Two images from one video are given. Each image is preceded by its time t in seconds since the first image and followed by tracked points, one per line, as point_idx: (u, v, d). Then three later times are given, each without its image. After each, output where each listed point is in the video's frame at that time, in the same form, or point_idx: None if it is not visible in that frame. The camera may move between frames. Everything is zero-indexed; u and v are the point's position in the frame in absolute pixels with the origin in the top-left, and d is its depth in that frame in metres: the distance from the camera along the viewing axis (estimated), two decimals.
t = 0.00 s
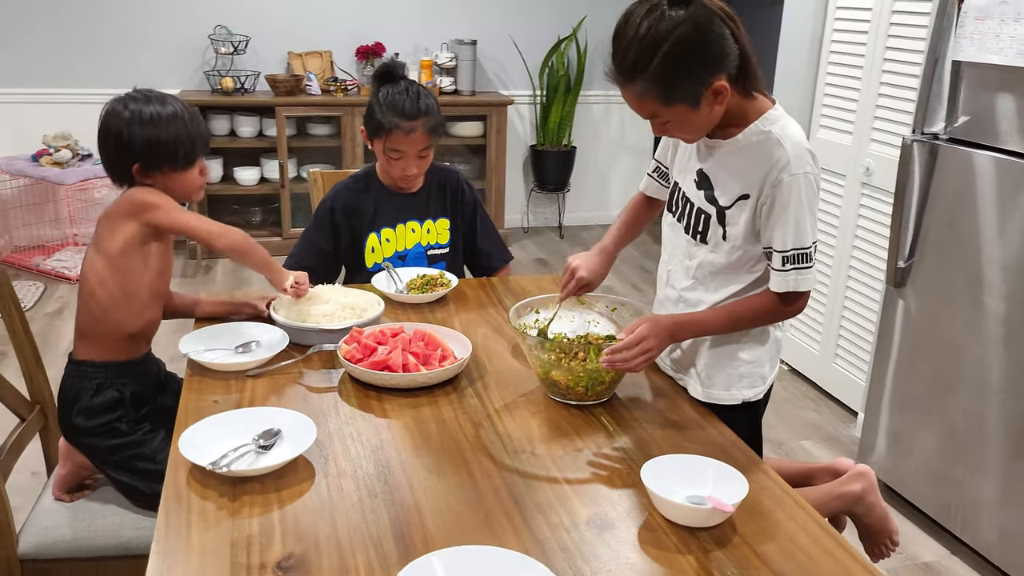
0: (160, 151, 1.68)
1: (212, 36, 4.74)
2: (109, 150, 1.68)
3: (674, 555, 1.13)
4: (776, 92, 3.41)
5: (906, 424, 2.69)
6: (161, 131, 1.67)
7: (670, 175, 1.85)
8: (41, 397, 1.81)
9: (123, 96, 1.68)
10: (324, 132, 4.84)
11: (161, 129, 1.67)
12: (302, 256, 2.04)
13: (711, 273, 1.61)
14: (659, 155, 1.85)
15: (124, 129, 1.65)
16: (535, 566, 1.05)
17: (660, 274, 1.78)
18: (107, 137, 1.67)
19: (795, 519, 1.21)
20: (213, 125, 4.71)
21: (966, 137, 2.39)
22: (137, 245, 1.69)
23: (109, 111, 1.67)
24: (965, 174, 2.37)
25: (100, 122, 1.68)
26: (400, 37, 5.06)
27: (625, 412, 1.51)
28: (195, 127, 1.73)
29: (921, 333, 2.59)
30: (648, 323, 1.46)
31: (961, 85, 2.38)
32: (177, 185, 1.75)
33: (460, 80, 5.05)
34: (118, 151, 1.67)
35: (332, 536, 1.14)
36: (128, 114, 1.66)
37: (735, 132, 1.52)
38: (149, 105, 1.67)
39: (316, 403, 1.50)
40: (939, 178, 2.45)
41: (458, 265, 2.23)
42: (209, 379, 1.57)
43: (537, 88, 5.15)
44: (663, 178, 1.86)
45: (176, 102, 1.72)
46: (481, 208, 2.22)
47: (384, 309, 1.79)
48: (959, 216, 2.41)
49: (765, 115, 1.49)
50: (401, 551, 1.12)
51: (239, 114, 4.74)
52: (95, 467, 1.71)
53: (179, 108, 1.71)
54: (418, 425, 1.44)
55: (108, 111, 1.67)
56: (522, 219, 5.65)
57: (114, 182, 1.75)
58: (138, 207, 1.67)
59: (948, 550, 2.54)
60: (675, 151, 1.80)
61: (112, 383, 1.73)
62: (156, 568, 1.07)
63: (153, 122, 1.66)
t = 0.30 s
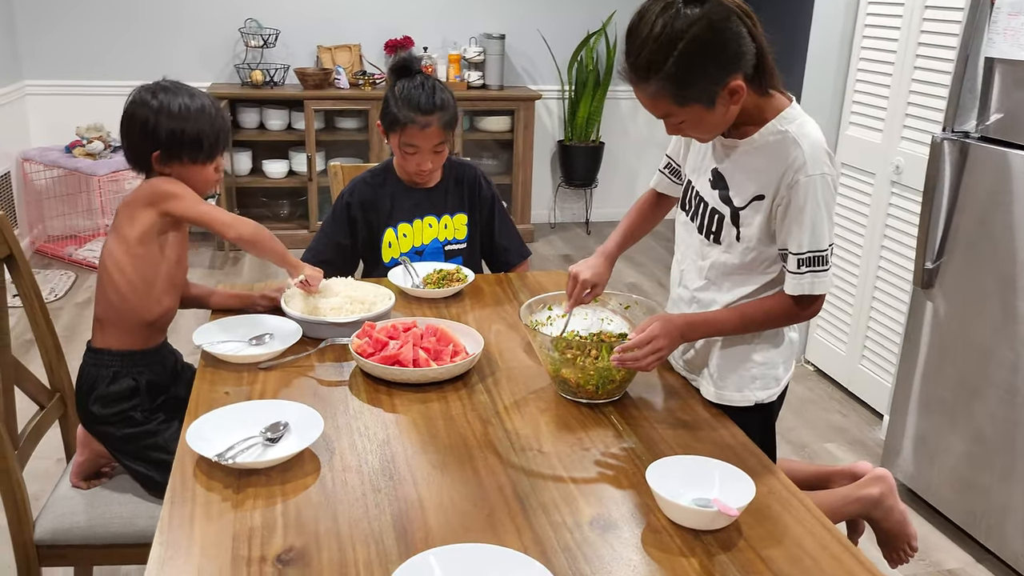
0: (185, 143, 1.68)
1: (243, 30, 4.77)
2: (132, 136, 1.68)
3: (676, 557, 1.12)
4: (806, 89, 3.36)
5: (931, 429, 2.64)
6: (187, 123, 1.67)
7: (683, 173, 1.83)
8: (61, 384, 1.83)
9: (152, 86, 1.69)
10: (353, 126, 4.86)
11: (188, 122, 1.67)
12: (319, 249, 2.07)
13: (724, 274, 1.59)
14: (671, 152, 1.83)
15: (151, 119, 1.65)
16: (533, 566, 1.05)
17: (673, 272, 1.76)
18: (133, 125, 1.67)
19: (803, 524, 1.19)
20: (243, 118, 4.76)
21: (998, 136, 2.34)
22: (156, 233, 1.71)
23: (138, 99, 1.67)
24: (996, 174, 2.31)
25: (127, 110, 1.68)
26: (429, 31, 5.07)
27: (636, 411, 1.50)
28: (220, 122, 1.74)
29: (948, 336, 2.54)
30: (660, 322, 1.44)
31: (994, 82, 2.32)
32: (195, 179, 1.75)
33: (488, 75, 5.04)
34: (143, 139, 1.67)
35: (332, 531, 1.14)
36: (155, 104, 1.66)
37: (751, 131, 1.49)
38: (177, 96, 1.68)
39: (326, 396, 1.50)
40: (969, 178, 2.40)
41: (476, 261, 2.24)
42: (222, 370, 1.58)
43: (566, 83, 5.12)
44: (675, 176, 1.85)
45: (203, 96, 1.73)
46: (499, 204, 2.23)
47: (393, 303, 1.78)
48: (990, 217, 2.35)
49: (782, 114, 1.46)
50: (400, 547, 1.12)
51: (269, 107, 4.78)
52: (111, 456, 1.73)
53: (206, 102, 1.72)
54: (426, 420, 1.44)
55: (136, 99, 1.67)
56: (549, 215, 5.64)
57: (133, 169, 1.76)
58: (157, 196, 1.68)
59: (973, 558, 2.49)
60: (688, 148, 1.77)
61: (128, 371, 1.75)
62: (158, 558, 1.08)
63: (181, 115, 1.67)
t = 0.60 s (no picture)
0: (193, 133, 1.66)
1: (263, 20, 4.76)
2: (138, 124, 1.65)
3: (683, 569, 1.08)
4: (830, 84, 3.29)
5: (953, 434, 2.58)
6: (196, 113, 1.65)
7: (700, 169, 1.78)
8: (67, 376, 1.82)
9: (160, 74, 1.66)
10: (371, 118, 4.84)
11: (197, 112, 1.65)
12: (329, 243, 2.08)
13: (739, 275, 1.55)
14: (688, 147, 1.79)
15: (161, 107, 1.62)
16: None
17: (687, 271, 1.72)
18: (140, 113, 1.64)
19: (814, 534, 1.15)
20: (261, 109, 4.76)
21: None
22: (156, 225, 1.69)
23: (145, 86, 1.64)
24: None
25: (133, 98, 1.65)
26: (449, 23, 5.03)
27: (646, 414, 1.46)
28: (228, 113, 1.72)
29: (972, 339, 2.47)
30: (671, 323, 1.40)
31: None
32: (199, 170, 1.73)
33: (508, 68, 5.00)
34: (150, 128, 1.64)
35: (328, 535, 1.12)
36: (164, 93, 1.63)
37: (768, 128, 1.44)
38: (187, 85, 1.65)
39: (331, 394, 1.48)
40: (997, 177, 2.33)
41: (488, 257, 2.23)
42: (226, 365, 1.56)
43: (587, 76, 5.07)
44: (692, 172, 1.80)
45: (211, 86, 1.71)
46: (512, 198, 2.21)
47: (401, 299, 1.75)
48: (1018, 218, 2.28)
49: (801, 111, 1.41)
50: (398, 552, 1.09)
51: (287, 98, 4.78)
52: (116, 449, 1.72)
53: (214, 92, 1.70)
54: (431, 420, 1.41)
55: (144, 86, 1.64)
56: (568, 210, 5.59)
57: (135, 157, 1.72)
58: (156, 189, 1.66)
59: (994, 568, 2.43)
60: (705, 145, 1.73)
61: (133, 365, 1.73)
62: (149, 560, 1.05)
63: (191, 105, 1.65)
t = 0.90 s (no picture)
0: (180, 126, 1.61)
1: (269, 10, 4.70)
2: (123, 116, 1.60)
3: None
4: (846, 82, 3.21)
5: (965, 445, 2.51)
6: (183, 105, 1.60)
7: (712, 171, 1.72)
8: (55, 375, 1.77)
9: (146, 64, 1.60)
10: (378, 110, 4.78)
11: (184, 104, 1.60)
12: (326, 241, 2.04)
13: (750, 283, 1.49)
14: (701, 148, 1.72)
15: (146, 98, 1.57)
16: None
17: (696, 277, 1.66)
18: (126, 105, 1.59)
19: (823, 559, 1.09)
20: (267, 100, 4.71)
21: None
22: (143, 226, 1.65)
23: (131, 77, 1.59)
24: None
25: (119, 88, 1.60)
26: (458, 15, 4.97)
27: (650, 427, 1.40)
28: (218, 105, 1.66)
29: (988, 347, 2.41)
30: (676, 333, 1.35)
31: None
32: (187, 166, 1.68)
33: (517, 61, 4.93)
34: (135, 121, 1.59)
35: (312, 554, 1.06)
36: (150, 83, 1.58)
37: (783, 130, 1.38)
38: (174, 76, 1.60)
39: (323, 400, 1.42)
40: (1017, 181, 2.25)
41: (490, 257, 2.18)
42: (216, 368, 1.51)
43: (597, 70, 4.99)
44: (704, 174, 1.74)
45: (200, 77, 1.65)
46: (516, 197, 2.16)
47: (399, 301, 1.70)
48: None
49: (818, 113, 1.35)
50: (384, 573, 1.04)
51: (294, 89, 4.73)
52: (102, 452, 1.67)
53: (203, 83, 1.64)
54: (426, 430, 1.35)
55: (130, 76, 1.59)
56: (576, 205, 5.53)
57: (122, 150, 1.67)
58: (143, 190, 1.62)
59: None
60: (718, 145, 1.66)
61: (122, 365, 1.69)
62: None
63: (177, 96, 1.59)
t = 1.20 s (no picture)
0: (175, 113, 1.54)
1: None
2: (116, 100, 1.53)
3: None
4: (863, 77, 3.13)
5: (977, 452, 2.45)
6: (178, 91, 1.53)
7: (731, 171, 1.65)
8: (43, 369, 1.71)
9: (141, 47, 1.53)
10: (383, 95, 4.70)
11: (179, 89, 1.53)
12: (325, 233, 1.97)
13: (769, 290, 1.42)
14: (721, 147, 1.66)
15: (139, 83, 1.50)
16: None
17: (712, 282, 1.60)
18: (118, 89, 1.52)
19: None
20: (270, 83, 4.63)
21: None
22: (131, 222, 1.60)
23: (123, 60, 1.52)
24: None
25: (112, 71, 1.53)
26: None
27: (660, 439, 1.34)
28: (215, 91, 1.59)
29: (1004, 352, 2.34)
30: (691, 342, 1.28)
31: None
32: (182, 156, 1.61)
33: (525, 48, 4.85)
34: (128, 106, 1.52)
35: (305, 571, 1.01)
36: (144, 67, 1.51)
37: (809, 131, 1.31)
38: (169, 59, 1.53)
39: (320, 403, 1.37)
40: None
41: (495, 252, 2.12)
42: (209, 367, 1.45)
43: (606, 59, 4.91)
44: (723, 174, 1.67)
45: (196, 61, 1.58)
46: (523, 190, 2.10)
47: (401, 299, 1.64)
48: None
49: (847, 114, 1.28)
50: None
51: (298, 72, 4.65)
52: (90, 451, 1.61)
53: (199, 67, 1.58)
54: (427, 438, 1.30)
55: (122, 59, 1.52)
56: (582, 196, 5.45)
57: (114, 136, 1.60)
58: (131, 185, 1.57)
59: None
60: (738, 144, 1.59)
61: (112, 361, 1.64)
62: None
63: (172, 81, 1.52)
